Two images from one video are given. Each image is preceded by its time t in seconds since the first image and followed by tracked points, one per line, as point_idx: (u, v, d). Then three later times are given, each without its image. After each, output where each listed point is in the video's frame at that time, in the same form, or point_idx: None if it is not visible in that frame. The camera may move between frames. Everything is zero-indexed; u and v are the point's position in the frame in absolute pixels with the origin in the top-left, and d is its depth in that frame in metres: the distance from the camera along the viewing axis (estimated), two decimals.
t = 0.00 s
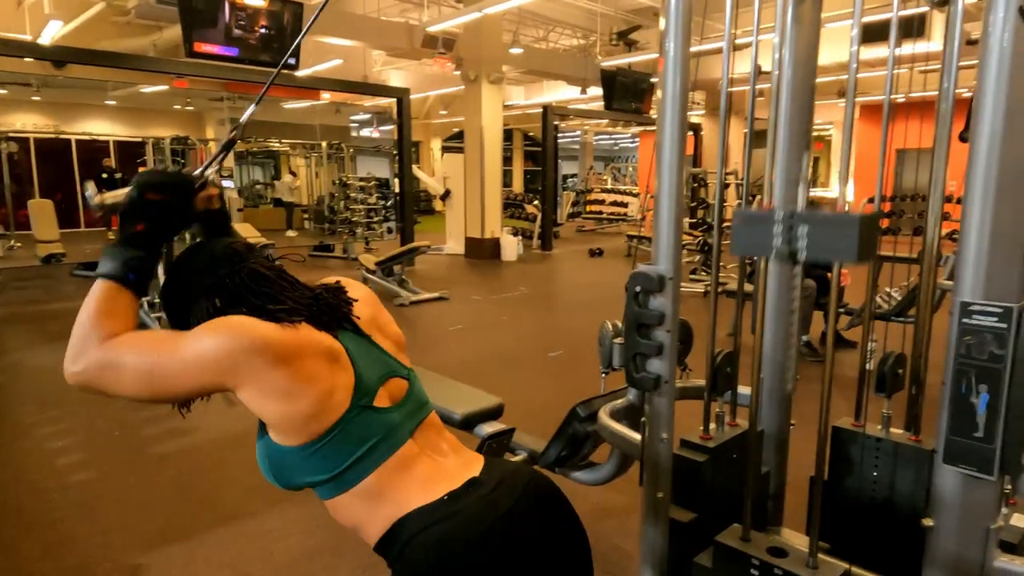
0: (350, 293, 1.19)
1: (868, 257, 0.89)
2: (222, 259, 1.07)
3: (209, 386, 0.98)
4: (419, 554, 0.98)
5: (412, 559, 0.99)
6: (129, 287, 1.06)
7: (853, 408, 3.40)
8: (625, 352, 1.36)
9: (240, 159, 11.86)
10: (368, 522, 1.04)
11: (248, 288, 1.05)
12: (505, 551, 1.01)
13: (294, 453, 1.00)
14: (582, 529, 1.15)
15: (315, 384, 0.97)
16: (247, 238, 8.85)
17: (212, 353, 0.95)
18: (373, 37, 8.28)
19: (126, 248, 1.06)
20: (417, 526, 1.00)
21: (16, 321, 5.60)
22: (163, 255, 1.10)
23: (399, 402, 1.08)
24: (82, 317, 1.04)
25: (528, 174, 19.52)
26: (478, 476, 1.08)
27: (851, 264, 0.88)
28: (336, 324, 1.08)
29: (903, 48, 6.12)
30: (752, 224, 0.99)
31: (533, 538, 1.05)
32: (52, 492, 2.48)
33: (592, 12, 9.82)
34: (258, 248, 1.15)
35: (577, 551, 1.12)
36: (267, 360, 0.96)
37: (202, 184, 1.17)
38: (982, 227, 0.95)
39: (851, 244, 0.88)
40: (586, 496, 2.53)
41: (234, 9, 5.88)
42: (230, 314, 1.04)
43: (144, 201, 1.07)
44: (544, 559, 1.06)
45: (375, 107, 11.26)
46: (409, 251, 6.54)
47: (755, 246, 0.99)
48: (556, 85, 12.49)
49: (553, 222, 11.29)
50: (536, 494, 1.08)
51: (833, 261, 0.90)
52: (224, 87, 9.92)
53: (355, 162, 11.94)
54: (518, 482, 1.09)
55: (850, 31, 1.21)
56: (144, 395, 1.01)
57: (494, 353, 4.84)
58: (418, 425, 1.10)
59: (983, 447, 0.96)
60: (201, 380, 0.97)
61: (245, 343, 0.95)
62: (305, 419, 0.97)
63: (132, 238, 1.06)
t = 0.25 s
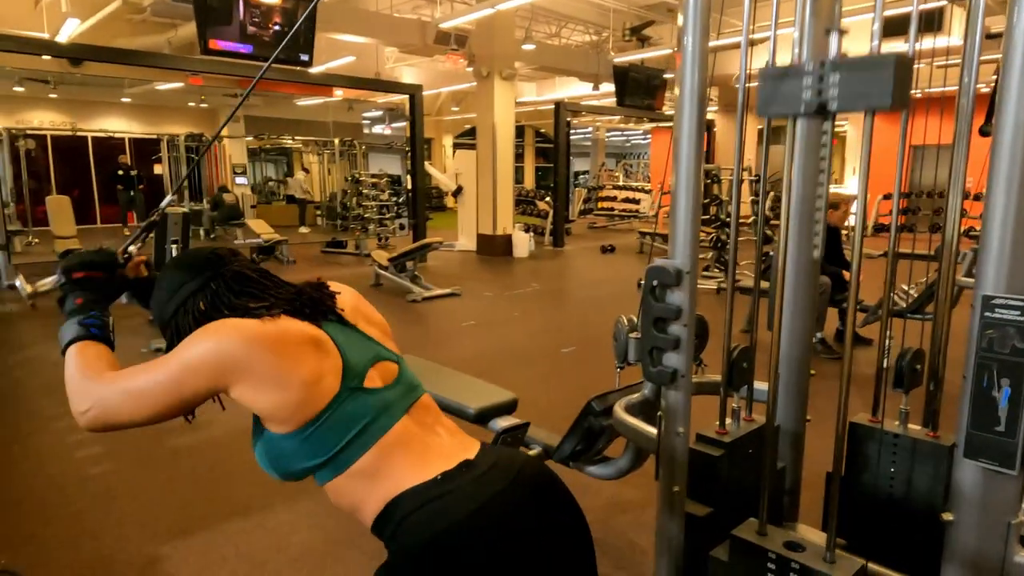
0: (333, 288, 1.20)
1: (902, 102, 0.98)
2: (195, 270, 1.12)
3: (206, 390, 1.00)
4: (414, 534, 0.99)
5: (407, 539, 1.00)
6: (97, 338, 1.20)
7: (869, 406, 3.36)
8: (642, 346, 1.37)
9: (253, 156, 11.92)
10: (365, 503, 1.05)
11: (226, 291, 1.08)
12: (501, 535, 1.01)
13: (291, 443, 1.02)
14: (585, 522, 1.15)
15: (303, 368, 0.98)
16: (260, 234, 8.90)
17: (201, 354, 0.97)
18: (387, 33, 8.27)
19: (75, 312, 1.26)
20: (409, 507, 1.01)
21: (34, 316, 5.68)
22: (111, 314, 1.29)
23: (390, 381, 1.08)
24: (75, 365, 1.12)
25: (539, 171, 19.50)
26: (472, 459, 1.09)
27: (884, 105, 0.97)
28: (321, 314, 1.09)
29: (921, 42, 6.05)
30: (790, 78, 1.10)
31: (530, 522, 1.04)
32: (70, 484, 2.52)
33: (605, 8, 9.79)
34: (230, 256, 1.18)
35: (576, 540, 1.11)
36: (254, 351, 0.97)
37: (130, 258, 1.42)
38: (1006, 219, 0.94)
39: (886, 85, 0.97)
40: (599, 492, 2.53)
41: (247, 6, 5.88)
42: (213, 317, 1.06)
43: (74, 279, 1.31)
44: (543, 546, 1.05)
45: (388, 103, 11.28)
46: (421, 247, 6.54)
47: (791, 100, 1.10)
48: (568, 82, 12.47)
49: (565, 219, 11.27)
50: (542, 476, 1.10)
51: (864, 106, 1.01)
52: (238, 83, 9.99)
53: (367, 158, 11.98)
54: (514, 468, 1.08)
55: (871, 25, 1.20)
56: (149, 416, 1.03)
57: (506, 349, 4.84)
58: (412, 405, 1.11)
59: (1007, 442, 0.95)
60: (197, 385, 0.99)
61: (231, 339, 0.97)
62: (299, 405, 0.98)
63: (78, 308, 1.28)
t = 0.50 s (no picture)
0: (362, 283, 1.20)
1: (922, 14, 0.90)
2: (226, 271, 1.14)
3: (242, 383, 1.02)
4: (450, 525, 0.99)
5: (440, 530, 1.00)
6: (116, 353, 1.26)
7: (879, 401, 3.36)
8: (652, 340, 1.37)
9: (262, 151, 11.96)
10: (400, 495, 1.06)
11: (256, 289, 1.09)
12: (533, 535, 1.01)
13: (325, 434, 1.03)
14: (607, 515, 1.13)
15: (331, 361, 0.99)
16: (269, 230, 8.94)
17: (234, 348, 1.00)
18: (395, 28, 8.28)
19: (81, 348, 1.31)
20: (445, 500, 1.01)
21: (46, 310, 5.72)
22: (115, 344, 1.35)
23: (423, 372, 1.08)
24: (113, 368, 1.18)
25: (547, 167, 19.49)
26: (507, 457, 1.09)
27: (906, 18, 0.89)
28: (350, 306, 1.09)
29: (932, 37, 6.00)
30: None
31: (565, 524, 1.05)
32: (86, 476, 2.54)
33: (613, 3, 9.76)
34: (259, 256, 1.20)
35: (605, 541, 1.11)
36: (285, 344, 0.99)
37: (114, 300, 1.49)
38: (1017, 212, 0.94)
39: None
40: (608, 487, 2.54)
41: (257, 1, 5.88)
42: (243, 314, 1.08)
43: (73, 324, 1.36)
44: (573, 545, 1.05)
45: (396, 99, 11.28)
46: (429, 242, 6.55)
47: (801, 23, 0.98)
48: (575, 77, 12.45)
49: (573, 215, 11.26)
50: (567, 476, 1.09)
51: (884, 22, 0.91)
52: (247, 79, 10.02)
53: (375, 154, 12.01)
54: (545, 468, 1.09)
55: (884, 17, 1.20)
56: (193, 405, 1.07)
57: (515, 344, 4.86)
58: (444, 396, 1.11)
59: (1018, 434, 0.96)
60: (233, 378, 1.02)
61: (262, 334, 0.99)
62: (328, 397, 0.99)
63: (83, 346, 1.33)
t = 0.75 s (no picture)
0: (373, 278, 1.21)
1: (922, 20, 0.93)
2: (237, 267, 1.16)
3: (253, 373, 1.03)
4: (459, 513, 0.99)
5: (450, 518, 1.00)
6: (129, 342, 1.25)
7: (879, 397, 3.37)
8: (653, 336, 1.38)
9: (263, 148, 11.97)
10: (410, 483, 1.06)
11: (267, 283, 1.10)
12: (540, 524, 1.01)
13: (335, 424, 1.04)
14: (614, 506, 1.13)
15: (341, 352, 1.00)
16: (271, 227, 8.95)
17: (246, 339, 1.01)
18: (396, 25, 8.28)
19: (95, 336, 1.31)
20: (454, 486, 1.01)
21: (49, 307, 5.74)
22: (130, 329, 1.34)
23: (430, 363, 1.09)
24: (125, 358, 1.18)
25: (547, 164, 19.48)
26: (517, 446, 1.09)
27: (904, 24, 0.92)
28: (359, 299, 1.10)
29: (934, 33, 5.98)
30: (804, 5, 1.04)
31: (575, 517, 1.04)
32: (89, 472, 2.55)
33: None
34: (269, 253, 1.21)
35: (614, 534, 1.10)
36: (296, 335, 1.00)
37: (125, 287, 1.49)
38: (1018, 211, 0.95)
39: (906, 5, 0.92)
40: (610, 483, 2.55)
41: None
42: (254, 307, 1.08)
43: (87, 313, 1.36)
44: (582, 537, 1.05)
45: (397, 96, 11.28)
46: (430, 239, 6.55)
47: (805, 27, 1.03)
48: (577, 74, 12.44)
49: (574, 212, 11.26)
50: (577, 470, 1.09)
51: (883, 28, 0.94)
52: (248, 76, 10.02)
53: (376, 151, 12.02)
54: (554, 457, 1.09)
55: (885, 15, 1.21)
56: (204, 396, 1.08)
57: (517, 341, 4.87)
58: (452, 388, 1.11)
59: (1017, 430, 0.96)
60: (244, 369, 1.03)
61: (274, 324, 1.00)
62: (337, 388, 1.00)
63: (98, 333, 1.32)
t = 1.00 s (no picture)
0: (378, 276, 1.20)
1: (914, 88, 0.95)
2: (245, 270, 1.14)
3: (260, 375, 1.02)
4: (462, 513, 0.99)
5: (452, 518, 0.99)
6: (153, 328, 1.20)
7: (876, 394, 3.38)
8: (652, 335, 1.39)
9: (260, 146, 11.95)
10: (415, 484, 1.05)
11: (275, 284, 1.09)
12: (542, 523, 1.01)
13: (342, 425, 1.03)
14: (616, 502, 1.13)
15: (350, 354, 1.00)
16: (268, 224, 8.94)
17: (255, 339, 1.00)
18: (393, 22, 8.26)
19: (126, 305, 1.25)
20: (458, 486, 1.01)
21: (46, 305, 5.73)
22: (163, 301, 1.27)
23: (435, 366, 1.08)
24: (141, 343, 1.15)
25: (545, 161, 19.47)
26: (518, 445, 1.10)
27: (895, 91, 0.94)
28: (365, 298, 1.10)
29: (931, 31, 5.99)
30: (800, 63, 1.06)
31: (576, 515, 1.04)
32: (87, 470, 2.55)
33: None
34: (276, 256, 1.20)
35: (615, 531, 1.11)
36: (305, 336, 0.99)
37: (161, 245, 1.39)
38: (1014, 212, 0.96)
39: (898, 74, 0.94)
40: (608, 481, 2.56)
41: None
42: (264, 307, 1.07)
43: (122, 274, 1.28)
44: (582, 536, 1.05)
45: (394, 93, 11.26)
46: (428, 237, 6.55)
47: (798, 88, 1.07)
48: (574, 72, 12.44)
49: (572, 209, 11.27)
50: (578, 468, 1.09)
51: (877, 91, 0.97)
52: (245, 73, 10.00)
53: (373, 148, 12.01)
54: (553, 457, 1.09)
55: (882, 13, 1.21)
56: (209, 399, 1.06)
57: (515, 338, 4.88)
58: (455, 390, 1.11)
59: (1013, 427, 0.97)
60: (251, 370, 1.01)
61: (282, 325, 1.00)
62: (346, 389, 1.00)
63: (132, 299, 1.25)
